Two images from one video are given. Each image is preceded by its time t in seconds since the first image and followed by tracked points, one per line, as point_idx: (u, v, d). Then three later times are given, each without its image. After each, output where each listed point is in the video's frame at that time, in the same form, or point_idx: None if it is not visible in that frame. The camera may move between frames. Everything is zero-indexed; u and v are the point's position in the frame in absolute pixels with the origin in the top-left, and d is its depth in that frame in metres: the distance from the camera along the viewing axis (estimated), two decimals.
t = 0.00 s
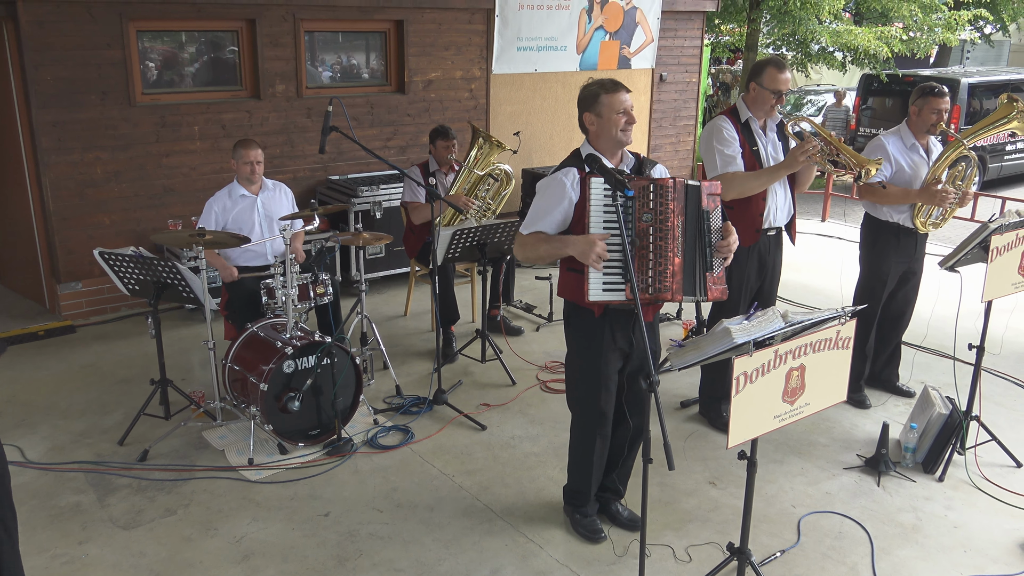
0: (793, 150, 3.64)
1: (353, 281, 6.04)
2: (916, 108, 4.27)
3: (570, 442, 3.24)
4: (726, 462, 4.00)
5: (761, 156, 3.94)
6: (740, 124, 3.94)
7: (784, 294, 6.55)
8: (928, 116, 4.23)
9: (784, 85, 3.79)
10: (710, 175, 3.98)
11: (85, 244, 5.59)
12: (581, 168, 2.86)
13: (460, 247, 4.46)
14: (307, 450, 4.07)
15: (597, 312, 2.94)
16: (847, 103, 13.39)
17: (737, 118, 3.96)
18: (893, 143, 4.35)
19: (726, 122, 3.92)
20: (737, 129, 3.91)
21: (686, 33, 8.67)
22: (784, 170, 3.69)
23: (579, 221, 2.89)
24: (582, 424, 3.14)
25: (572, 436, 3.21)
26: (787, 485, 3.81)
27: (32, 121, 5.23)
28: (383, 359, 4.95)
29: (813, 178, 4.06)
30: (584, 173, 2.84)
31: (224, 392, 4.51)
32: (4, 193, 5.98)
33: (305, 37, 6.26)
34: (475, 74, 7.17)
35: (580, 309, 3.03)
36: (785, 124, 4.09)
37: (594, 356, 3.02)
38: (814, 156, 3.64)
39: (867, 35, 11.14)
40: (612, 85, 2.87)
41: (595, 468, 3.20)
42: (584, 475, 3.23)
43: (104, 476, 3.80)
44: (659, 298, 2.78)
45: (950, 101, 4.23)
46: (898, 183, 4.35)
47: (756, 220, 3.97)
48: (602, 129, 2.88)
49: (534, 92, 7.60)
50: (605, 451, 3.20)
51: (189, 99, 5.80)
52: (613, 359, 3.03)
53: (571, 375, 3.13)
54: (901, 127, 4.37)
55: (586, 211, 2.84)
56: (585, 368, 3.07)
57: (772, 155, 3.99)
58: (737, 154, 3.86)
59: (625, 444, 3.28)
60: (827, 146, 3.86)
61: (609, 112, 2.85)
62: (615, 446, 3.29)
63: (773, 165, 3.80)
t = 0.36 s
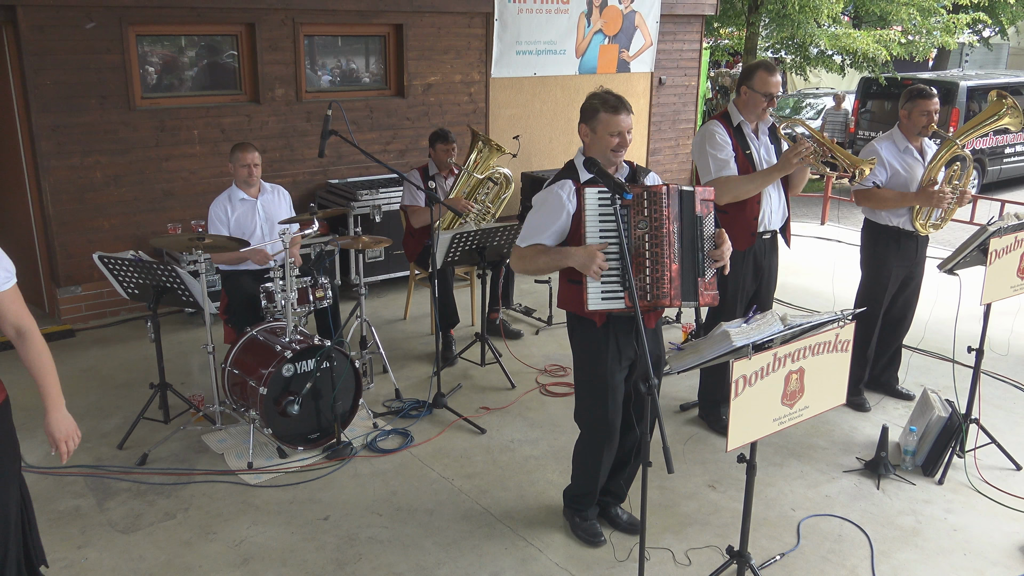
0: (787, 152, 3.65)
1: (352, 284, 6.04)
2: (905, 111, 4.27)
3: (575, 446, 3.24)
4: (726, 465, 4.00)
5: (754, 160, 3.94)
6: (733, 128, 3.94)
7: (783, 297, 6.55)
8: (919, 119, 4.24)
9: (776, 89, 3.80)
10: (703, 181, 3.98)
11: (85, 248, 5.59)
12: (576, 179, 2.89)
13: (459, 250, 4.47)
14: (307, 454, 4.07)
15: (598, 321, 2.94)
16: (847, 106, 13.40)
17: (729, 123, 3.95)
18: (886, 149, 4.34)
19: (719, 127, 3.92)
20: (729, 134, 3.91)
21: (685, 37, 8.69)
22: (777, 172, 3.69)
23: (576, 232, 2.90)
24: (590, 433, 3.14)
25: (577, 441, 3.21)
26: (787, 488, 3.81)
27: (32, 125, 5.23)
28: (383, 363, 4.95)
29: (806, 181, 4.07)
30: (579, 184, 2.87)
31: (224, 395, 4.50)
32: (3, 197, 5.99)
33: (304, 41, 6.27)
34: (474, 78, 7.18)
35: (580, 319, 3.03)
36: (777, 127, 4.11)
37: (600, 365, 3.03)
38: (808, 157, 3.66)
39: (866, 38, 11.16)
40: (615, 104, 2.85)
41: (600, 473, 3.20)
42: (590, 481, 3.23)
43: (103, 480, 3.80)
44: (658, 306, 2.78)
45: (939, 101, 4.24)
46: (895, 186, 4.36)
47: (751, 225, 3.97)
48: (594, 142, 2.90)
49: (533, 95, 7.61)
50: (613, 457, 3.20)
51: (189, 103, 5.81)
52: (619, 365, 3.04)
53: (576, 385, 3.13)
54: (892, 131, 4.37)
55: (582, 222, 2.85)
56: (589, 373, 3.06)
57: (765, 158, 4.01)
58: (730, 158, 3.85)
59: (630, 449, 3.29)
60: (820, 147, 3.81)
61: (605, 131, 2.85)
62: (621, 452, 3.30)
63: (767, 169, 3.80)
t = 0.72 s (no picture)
0: (783, 155, 3.63)
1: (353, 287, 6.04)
2: (898, 115, 4.29)
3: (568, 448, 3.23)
4: (727, 468, 3.99)
5: (750, 162, 3.94)
6: (729, 130, 3.93)
7: (784, 299, 6.55)
8: (912, 122, 4.24)
9: (771, 90, 3.80)
10: (700, 183, 3.96)
11: (85, 251, 5.58)
12: (578, 180, 2.86)
13: (460, 253, 4.46)
14: (307, 457, 4.06)
15: (587, 325, 2.95)
16: (847, 108, 13.41)
17: (725, 125, 3.95)
18: (881, 152, 4.34)
19: (714, 129, 3.90)
20: (725, 136, 3.90)
21: (685, 39, 8.70)
22: (774, 176, 3.68)
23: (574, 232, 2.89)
24: (577, 434, 3.15)
25: (569, 443, 3.20)
26: (789, 491, 3.80)
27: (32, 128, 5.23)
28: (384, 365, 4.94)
29: (802, 184, 4.02)
30: (580, 187, 2.85)
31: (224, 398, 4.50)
32: (3, 200, 5.98)
33: (304, 44, 6.27)
34: (475, 80, 7.19)
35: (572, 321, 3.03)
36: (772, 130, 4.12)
37: (588, 368, 3.02)
38: (803, 159, 3.63)
39: (866, 40, 11.17)
40: (612, 108, 2.83)
41: (593, 475, 3.20)
42: (583, 483, 3.23)
43: (103, 483, 3.79)
44: (649, 315, 2.80)
45: (932, 104, 4.24)
46: (894, 189, 4.35)
47: (748, 227, 3.96)
48: (592, 148, 2.91)
49: (534, 98, 7.61)
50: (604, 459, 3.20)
51: (189, 106, 5.80)
52: (609, 370, 3.03)
53: (563, 384, 3.13)
54: (887, 134, 4.38)
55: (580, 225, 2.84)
56: (581, 375, 3.05)
57: (761, 160, 4.01)
58: (727, 160, 3.85)
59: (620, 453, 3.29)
60: (816, 149, 3.76)
61: (602, 135, 2.85)
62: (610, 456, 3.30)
63: (763, 171, 3.78)
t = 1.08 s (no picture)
0: (783, 156, 3.63)
1: (354, 286, 6.03)
2: (896, 115, 4.27)
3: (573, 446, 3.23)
4: (730, 468, 3.98)
5: (749, 163, 3.93)
6: (728, 130, 3.92)
7: (786, 299, 6.53)
8: (911, 122, 4.23)
9: (772, 90, 3.78)
10: (699, 183, 3.94)
11: (86, 249, 5.58)
12: (581, 176, 2.87)
13: (462, 251, 4.45)
14: (308, 456, 4.05)
15: (597, 320, 2.93)
16: (849, 108, 13.39)
17: (724, 125, 3.93)
18: (880, 154, 4.34)
19: (713, 129, 3.89)
20: (725, 136, 3.89)
21: (688, 38, 8.68)
22: (774, 176, 3.66)
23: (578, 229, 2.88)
24: (583, 432, 3.14)
25: (575, 441, 3.20)
26: (791, 491, 3.79)
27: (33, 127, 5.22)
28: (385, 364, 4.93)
29: (801, 185, 4.04)
30: (584, 182, 2.85)
31: (225, 397, 4.48)
32: (4, 198, 5.98)
33: (306, 42, 6.26)
34: (477, 79, 7.17)
35: (579, 318, 3.01)
36: (773, 129, 4.10)
37: (594, 366, 3.01)
38: (803, 162, 3.65)
39: (869, 40, 11.15)
40: (622, 100, 2.83)
41: (598, 474, 3.19)
42: (588, 482, 3.22)
43: (104, 482, 3.79)
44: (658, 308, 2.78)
45: (930, 104, 4.23)
46: (894, 191, 4.33)
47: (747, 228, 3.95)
48: (599, 140, 2.90)
49: (536, 97, 7.60)
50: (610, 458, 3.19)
51: (190, 105, 5.80)
52: (616, 366, 3.02)
53: (571, 381, 3.12)
54: (884, 136, 4.36)
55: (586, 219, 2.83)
56: (588, 372, 3.04)
57: (760, 161, 4.00)
58: (726, 161, 3.83)
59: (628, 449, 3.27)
60: (816, 150, 3.82)
61: (610, 127, 2.84)
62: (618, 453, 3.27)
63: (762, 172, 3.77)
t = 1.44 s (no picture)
0: (786, 154, 3.62)
1: (356, 283, 6.03)
2: (894, 115, 4.26)
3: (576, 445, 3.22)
4: (731, 466, 3.97)
5: (752, 160, 3.91)
6: (730, 128, 3.90)
7: (788, 297, 6.53)
8: (909, 122, 4.22)
9: (774, 88, 3.78)
10: (701, 181, 3.94)
11: (88, 245, 5.58)
12: (586, 174, 2.86)
13: (463, 249, 4.45)
14: (309, 453, 4.05)
15: (601, 318, 2.92)
16: (852, 105, 13.35)
17: (726, 122, 3.91)
18: (879, 154, 4.30)
19: (716, 126, 3.87)
20: (727, 133, 3.87)
21: (690, 35, 8.66)
22: (775, 175, 3.67)
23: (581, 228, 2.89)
24: (586, 431, 3.13)
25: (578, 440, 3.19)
26: (792, 489, 3.78)
27: (35, 122, 5.22)
28: (386, 361, 4.93)
29: (802, 183, 4.03)
30: (589, 180, 2.85)
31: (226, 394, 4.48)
32: (6, 194, 5.98)
33: (308, 39, 6.26)
34: (479, 76, 7.16)
35: (583, 317, 3.01)
36: (775, 127, 4.09)
37: (598, 364, 3.01)
38: (807, 159, 3.63)
39: (872, 37, 11.12)
40: (620, 97, 2.83)
41: (601, 472, 3.19)
42: (591, 481, 3.21)
43: (105, 478, 3.79)
44: (661, 306, 2.76)
45: (928, 103, 4.22)
46: (895, 192, 4.32)
47: (749, 225, 3.94)
48: (602, 140, 2.89)
49: (538, 94, 7.59)
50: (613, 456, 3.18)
51: (192, 101, 5.79)
52: (620, 365, 3.02)
53: (574, 381, 3.12)
54: (881, 134, 4.34)
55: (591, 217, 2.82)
56: (592, 371, 3.04)
57: (763, 158, 3.98)
58: (729, 159, 3.82)
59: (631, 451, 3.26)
60: (820, 149, 3.80)
61: (612, 125, 2.84)
62: (622, 453, 3.27)
63: (765, 169, 3.77)
